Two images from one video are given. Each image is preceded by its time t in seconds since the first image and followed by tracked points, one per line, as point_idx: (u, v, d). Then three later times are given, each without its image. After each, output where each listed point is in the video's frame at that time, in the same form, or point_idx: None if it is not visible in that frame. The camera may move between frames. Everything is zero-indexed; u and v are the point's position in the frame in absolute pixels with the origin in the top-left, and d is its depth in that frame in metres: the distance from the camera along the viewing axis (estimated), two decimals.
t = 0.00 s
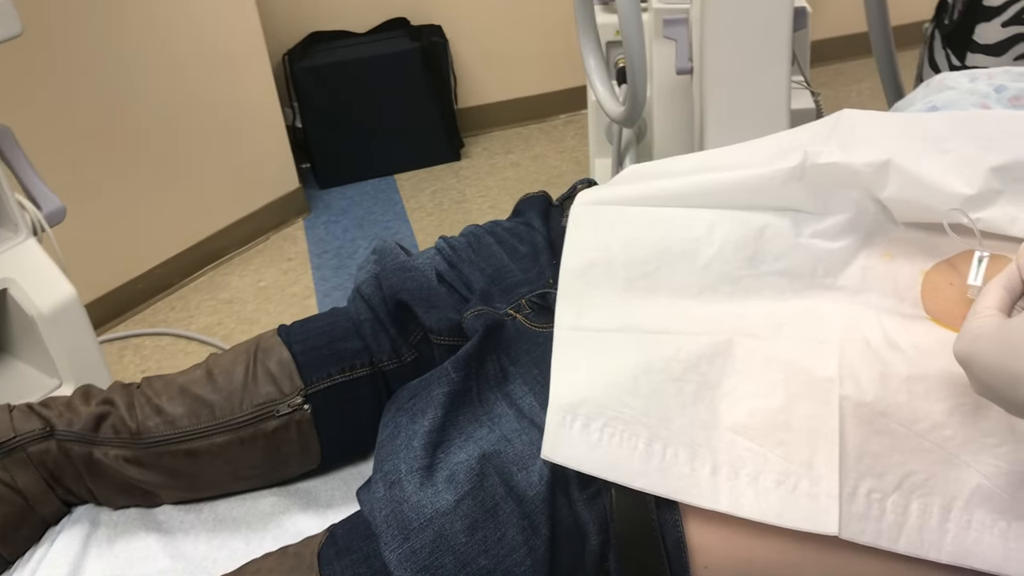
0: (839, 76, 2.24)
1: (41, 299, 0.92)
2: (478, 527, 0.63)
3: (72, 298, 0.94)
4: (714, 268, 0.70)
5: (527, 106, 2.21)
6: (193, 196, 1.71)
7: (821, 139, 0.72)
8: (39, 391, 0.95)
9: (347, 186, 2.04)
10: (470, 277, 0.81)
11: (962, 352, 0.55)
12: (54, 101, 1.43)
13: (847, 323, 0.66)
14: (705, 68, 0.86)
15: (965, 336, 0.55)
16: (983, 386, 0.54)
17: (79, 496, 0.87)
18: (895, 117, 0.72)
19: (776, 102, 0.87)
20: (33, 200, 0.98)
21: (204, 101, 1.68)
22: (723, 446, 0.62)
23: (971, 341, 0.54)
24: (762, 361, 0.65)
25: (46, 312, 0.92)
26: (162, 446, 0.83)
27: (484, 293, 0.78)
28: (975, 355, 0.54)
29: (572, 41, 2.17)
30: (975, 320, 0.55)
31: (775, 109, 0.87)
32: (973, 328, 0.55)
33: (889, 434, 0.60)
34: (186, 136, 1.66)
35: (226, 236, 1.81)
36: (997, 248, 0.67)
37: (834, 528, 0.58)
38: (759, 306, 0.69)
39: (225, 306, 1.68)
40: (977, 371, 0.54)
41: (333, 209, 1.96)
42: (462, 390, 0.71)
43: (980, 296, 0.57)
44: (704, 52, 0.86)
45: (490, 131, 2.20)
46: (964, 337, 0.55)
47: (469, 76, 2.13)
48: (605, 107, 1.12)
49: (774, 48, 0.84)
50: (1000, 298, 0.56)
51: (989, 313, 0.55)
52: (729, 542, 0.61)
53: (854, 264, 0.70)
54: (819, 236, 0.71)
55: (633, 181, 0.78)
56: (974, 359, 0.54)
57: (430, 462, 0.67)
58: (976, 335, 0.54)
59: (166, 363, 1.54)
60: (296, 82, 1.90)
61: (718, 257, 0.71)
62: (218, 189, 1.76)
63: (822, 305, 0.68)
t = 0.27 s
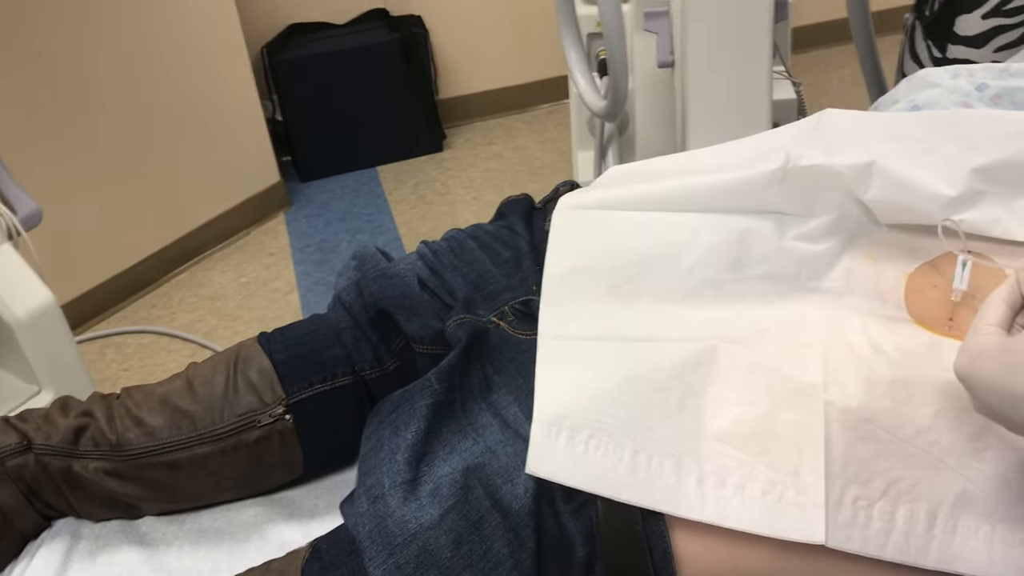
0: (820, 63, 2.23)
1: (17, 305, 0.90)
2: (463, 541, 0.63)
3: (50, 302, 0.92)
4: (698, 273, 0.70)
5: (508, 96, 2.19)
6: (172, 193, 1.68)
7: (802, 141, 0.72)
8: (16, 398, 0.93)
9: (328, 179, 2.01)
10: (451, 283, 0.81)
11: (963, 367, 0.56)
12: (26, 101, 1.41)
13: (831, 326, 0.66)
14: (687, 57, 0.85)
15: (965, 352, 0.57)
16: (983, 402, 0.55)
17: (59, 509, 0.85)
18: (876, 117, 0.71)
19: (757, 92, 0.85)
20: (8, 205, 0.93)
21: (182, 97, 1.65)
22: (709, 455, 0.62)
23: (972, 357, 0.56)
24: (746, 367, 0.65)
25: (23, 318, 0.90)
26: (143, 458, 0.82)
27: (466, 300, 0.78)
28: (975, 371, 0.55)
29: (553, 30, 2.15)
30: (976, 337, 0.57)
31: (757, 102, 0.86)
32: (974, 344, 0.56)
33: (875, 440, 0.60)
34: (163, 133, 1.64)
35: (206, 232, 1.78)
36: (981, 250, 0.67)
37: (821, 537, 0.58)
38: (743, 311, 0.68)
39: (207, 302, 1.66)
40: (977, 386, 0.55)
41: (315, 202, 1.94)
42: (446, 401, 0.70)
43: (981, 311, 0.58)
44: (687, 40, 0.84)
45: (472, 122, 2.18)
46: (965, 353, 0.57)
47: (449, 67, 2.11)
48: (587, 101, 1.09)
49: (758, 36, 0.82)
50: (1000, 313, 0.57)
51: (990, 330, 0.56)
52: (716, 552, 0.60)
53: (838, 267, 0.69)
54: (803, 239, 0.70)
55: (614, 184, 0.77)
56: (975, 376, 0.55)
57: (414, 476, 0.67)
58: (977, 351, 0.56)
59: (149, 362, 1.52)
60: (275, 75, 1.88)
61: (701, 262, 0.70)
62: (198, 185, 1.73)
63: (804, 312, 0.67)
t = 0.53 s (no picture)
0: (804, 46, 2.23)
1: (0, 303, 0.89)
2: (459, 542, 0.64)
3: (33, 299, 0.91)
4: (691, 269, 0.70)
5: (492, 82, 2.17)
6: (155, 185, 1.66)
7: (794, 134, 0.71)
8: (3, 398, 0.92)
9: (312, 167, 1.99)
10: (442, 282, 0.80)
11: (970, 369, 0.58)
12: None
13: (823, 322, 0.66)
14: (674, 46, 0.81)
15: (971, 355, 0.59)
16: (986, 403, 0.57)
17: (49, 511, 0.84)
18: (868, 109, 0.70)
19: (744, 80, 0.82)
20: None
21: (163, 87, 1.62)
22: (703, 454, 0.62)
23: (979, 361, 0.58)
24: (739, 365, 0.65)
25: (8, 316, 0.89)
26: (133, 460, 0.81)
27: (458, 299, 0.78)
28: (982, 375, 0.57)
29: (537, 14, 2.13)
30: (984, 340, 0.59)
31: (745, 92, 0.82)
32: (981, 347, 0.58)
33: (867, 437, 0.61)
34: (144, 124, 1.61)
35: (188, 221, 1.75)
36: (971, 245, 0.67)
37: (815, 534, 0.59)
38: (734, 308, 0.68)
39: (191, 293, 1.64)
40: (983, 389, 0.57)
41: (299, 189, 1.92)
42: (440, 401, 0.71)
43: (987, 314, 0.60)
44: (673, 32, 0.81)
45: (456, 107, 2.16)
46: (972, 356, 0.59)
47: (433, 52, 2.09)
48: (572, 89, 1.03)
49: (745, 23, 0.79)
50: (1006, 317, 0.59)
51: (998, 334, 0.58)
52: (712, 550, 0.61)
53: (829, 261, 0.69)
54: (794, 234, 0.69)
55: (603, 179, 0.76)
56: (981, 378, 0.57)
57: (409, 478, 0.67)
58: (983, 355, 0.58)
59: (134, 354, 1.51)
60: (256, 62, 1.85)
61: (692, 258, 0.70)
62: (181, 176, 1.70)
63: (794, 307, 0.67)
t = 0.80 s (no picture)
0: (790, 31, 2.23)
1: None
2: (450, 529, 0.65)
3: (20, 288, 0.91)
4: (679, 258, 0.70)
5: (478, 67, 2.16)
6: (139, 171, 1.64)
7: (782, 124, 0.71)
8: None
9: (297, 153, 1.98)
10: (432, 271, 0.80)
11: (960, 354, 0.59)
12: None
13: (811, 310, 0.67)
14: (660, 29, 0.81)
15: (961, 339, 0.60)
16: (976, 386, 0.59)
17: (39, 500, 0.84)
18: (855, 98, 0.71)
19: (731, 67, 0.82)
20: None
21: (147, 73, 1.60)
22: (692, 441, 0.63)
23: (969, 345, 0.59)
24: (727, 352, 0.66)
25: None
26: (123, 448, 0.81)
27: (447, 287, 0.78)
28: (972, 359, 0.58)
29: None
30: (974, 324, 0.60)
31: (731, 76, 0.82)
32: (971, 332, 0.59)
33: (854, 423, 0.62)
34: (129, 111, 1.59)
35: (174, 208, 1.74)
36: (957, 232, 0.67)
37: (802, 519, 0.60)
38: (721, 297, 0.69)
39: (177, 280, 1.63)
40: (973, 373, 0.58)
41: (284, 175, 1.91)
42: (430, 390, 0.71)
43: (975, 299, 0.61)
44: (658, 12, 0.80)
45: (442, 93, 2.15)
46: (962, 340, 0.60)
47: (419, 37, 2.07)
48: (559, 75, 1.02)
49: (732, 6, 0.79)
50: (996, 303, 0.60)
51: (987, 318, 0.59)
52: (700, 534, 0.62)
53: (817, 249, 0.69)
54: (782, 222, 0.70)
55: (593, 168, 0.76)
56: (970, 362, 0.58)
57: (400, 466, 0.68)
58: (973, 339, 0.59)
59: (120, 342, 1.51)
60: (241, 47, 1.83)
61: (681, 247, 0.70)
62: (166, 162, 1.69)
63: (782, 295, 0.68)
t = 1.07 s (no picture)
0: (773, 24, 2.24)
1: None
2: (434, 521, 0.65)
3: None
4: (660, 252, 0.71)
5: (463, 58, 2.16)
6: (123, 163, 1.63)
7: (763, 119, 0.72)
8: None
9: (282, 144, 1.97)
10: (415, 264, 0.81)
11: (933, 344, 0.61)
12: None
13: (790, 304, 0.68)
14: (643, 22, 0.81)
15: (934, 330, 0.62)
16: (948, 375, 0.60)
17: (24, 493, 0.84)
18: (836, 94, 0.71)
19: (713, 59, 0.82)
20: None
21: (128, 65, 1.58)
22: (672, 432, 0.64)
23: (942, 335, 0.61)
24: (707, 345, 0.66)
25: None
26: (107, 441, 0.81)
27: (431, 280, 0.78)
28: (945, 348, 0.60)
29: None
30: (946, 315, 0.62)
31: (714, 68, 0.83)
32: (944, 322, 0.61)
33: (831, 415, 0.63)
34: (111, 102, 1.57)
35: (157, 199, 1.73)
36: (933, 227, 0.68)
37: (779, 509, 0.61)
38: (701, 290, 0.70)
39: (161, 272, 1.63)
40: (946, 362, 0.60)
41: (268, 167, 1.90)
42: (414, 383, 0.72)
43: (948, 289, 0.63)
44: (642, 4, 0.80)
45: (427, 85, 2.15)
46: (935, 331, 0.62)
47: (403, 29, 2.07)
48: (544, 71, 1.03)
49: None
50: (966, 292, 0.62)
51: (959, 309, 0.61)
52: (680, 524, 0.63)
53: (796, 243, 0.70)
54: (762, 216, 0.71)
55: (575, 162, 0.77)
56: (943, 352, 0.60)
57: (384, 458, 0.68)
58: (946, 329, 0.61)
59: (104, 334, 1.50)
60: (224, 39, 1.82)
61: (663, 241, 0.71)
62: (149, 154, 1.67)
63: (761, 288, 0.69)
